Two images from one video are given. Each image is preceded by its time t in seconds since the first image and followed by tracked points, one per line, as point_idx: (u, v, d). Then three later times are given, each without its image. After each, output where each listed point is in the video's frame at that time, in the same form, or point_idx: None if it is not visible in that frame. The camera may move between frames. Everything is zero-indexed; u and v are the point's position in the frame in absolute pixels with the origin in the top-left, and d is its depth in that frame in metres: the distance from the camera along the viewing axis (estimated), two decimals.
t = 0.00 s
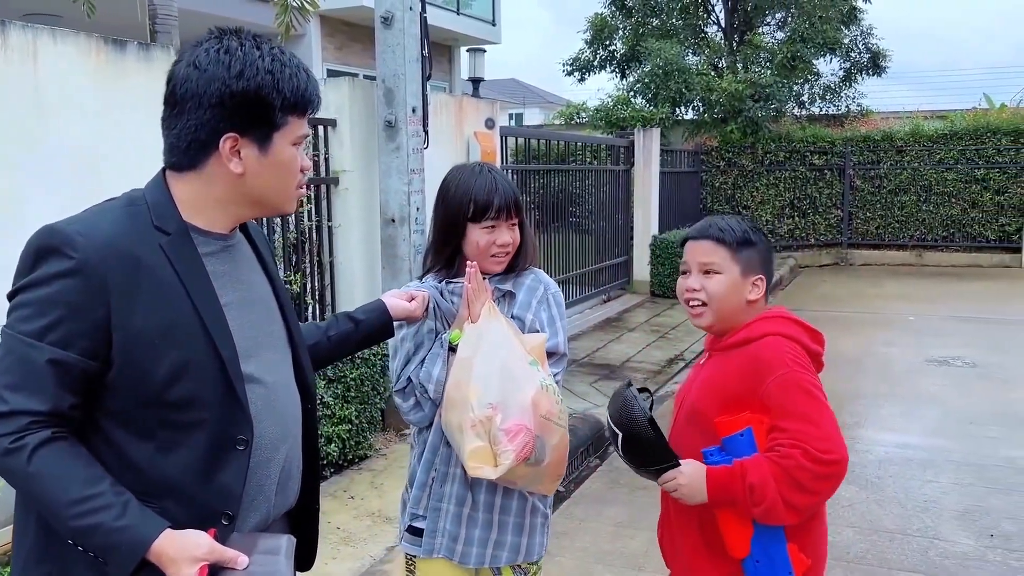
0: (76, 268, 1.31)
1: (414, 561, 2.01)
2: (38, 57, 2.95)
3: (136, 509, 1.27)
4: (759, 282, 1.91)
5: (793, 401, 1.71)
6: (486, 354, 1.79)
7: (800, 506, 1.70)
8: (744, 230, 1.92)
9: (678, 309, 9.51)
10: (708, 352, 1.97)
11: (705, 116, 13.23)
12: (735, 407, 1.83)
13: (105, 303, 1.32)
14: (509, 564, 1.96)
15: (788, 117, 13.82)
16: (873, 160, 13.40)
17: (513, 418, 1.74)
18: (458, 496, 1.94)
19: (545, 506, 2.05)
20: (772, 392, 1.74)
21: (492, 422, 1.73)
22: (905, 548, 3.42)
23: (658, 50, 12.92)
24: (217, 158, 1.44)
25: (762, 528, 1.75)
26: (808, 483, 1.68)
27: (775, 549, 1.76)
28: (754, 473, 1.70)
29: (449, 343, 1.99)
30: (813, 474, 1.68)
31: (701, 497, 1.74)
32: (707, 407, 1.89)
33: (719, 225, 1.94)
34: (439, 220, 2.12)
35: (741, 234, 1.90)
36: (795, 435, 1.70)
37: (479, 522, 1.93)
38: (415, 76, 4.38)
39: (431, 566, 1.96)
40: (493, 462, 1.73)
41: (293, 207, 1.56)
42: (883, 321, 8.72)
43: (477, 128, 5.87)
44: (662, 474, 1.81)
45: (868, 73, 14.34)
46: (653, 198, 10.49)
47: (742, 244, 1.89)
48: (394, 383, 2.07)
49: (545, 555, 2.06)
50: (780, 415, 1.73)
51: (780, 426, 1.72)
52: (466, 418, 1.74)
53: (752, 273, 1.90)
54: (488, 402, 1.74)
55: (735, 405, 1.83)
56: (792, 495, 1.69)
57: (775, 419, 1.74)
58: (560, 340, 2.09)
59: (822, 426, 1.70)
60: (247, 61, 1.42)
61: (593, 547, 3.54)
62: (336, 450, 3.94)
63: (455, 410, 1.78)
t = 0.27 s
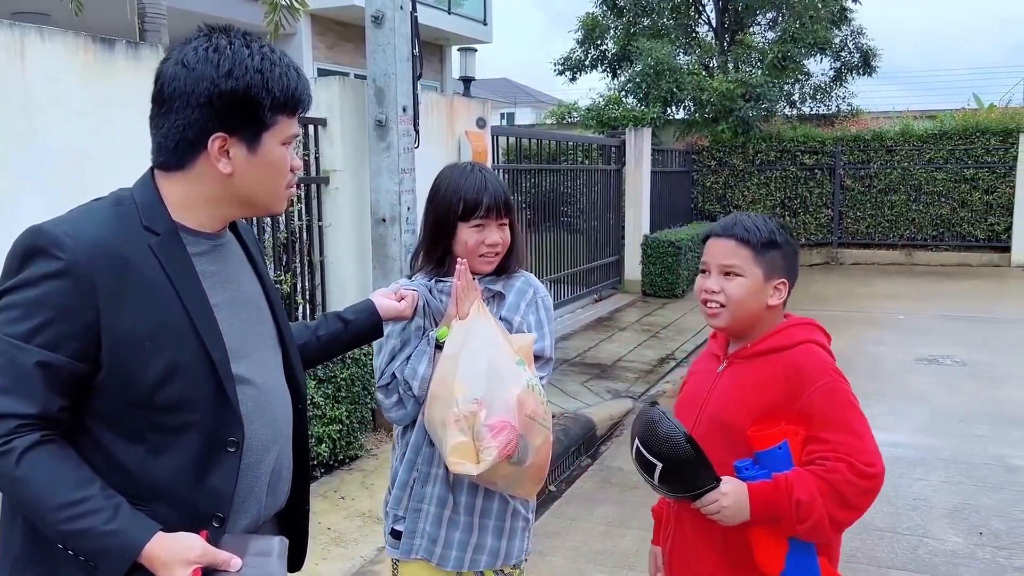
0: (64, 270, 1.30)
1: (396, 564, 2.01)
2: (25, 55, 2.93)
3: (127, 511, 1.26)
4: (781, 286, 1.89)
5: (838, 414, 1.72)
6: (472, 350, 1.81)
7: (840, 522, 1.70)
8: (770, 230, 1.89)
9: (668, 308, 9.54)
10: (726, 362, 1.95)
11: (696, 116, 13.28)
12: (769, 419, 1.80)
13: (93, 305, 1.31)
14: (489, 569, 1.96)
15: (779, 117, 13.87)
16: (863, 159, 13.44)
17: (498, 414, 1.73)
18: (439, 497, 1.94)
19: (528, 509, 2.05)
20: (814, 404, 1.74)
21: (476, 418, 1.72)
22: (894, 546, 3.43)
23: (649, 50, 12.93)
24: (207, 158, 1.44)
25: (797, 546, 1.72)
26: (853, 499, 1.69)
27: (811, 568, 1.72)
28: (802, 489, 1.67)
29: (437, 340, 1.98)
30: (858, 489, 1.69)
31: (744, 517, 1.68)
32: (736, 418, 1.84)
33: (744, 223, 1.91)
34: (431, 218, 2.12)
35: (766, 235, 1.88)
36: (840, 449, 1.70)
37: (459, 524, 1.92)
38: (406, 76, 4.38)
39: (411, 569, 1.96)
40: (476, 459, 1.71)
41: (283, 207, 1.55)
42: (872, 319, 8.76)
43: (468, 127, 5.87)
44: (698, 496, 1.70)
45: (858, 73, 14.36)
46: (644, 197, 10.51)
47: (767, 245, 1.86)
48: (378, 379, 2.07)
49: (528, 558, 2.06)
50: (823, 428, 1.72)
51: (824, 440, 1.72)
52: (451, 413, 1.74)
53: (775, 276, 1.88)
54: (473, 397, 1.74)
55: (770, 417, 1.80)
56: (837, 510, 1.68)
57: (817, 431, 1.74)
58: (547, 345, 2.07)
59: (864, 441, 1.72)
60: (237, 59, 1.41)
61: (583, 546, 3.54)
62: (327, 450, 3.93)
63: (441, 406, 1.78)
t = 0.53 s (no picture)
0: (59, 271, 1.29)
1: (391, 564, 2.00)
2: (20, 54, 2.93)
3: (123, 514, 1.26)
4: (808, 287, 1.86)
5: (887, 433, 1.72)
6: (466, 346, 1.80)
7: (884, 543, 1.71)
8: (794, 230, 1.87)
9: (664, 308, 9.55)
10: (761, 371, 1.89)
11: (692, 115, 13.30)
12: (812, 435, 1.78)
13: (88, 306, 1.30)
14: (484, 568, 1.96)
15: (774, 117, 13.88)
16: (858, 159, 13.43)
17: (491, 409, 1.72)
18: (432, 495, 1.93)
19: (524, 509, 2.04)
20: (863, 423, 1.73)
21: (470, 413, 1.71)
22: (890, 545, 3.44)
23: (644, 50, 12.93)
24: (201, 158, 1.43)
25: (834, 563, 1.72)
26: (899, 518, 1.69)
27: None
28: (854, 511, 1.67)
29: (432, 336, 1.98)
30: (906, 510, 1.69)
31: (793, 539, 1.65)
32: (777, 431, 1.81)
33: (765, 224, 1.90)
34: (427, 216, 2.12)
35: (789, 235, 1.85)
36: (889, 469, 1.70)
37: (453, 523, 1.92)
38: (401, 75, 4.37)
39: (405, 568, 1.96)
40: (468, 455, 1.70)
41: (277, 207, 1.54)
42: (867, 319, 8.76)
43: (464, 127, 5.86)
44: (753, 516, 1.64)
45: (853, 72, 14.36)
46: (640, 197, 10.51)
47: (790, 245, 1.84)
48: (370, 371, 2.06)
49: (523, 559, 2.05)
50: (871, 446, 1.73)
51: (873, 459, 1.72)
52: (444, 408, 1.73)
53: (801, 277, 1.84)
54: (466, 393, 1.73)
55: (814, 433, 1.78)
56: (884, 532, 1.69)
57: (865, 450, 1.73)
58: (541, 345, 2.08)
59: (911, 460, 1.73)
60: (231, 58, 1.41)
61: (580, 546, 3.54)
62: (323, 450, 3.93)
63: (436, 401, 1.77)
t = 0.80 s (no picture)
0: (56, 272, 1.28)
1: (399, 560, 2.00)
2: (20, 54, 2.93)
3: (121, 518, 1.25)
4: (823, 295, 1.83)
5: (906, 440, 1.71)
6: (463, 346, 1.80)
7: (906, 552, 1.69)
8: (816, 235, 1.85)
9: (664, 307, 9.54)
10: (775, 376, 1.88)
11: (692, 115, 13.30)
12: (830, 442, 1.78)
13: (86, 308, 1.30)
14: (493, 565, 1.96)
15: (774, 116, 13.86)
16: (858, 159, 13.43)
17: (484, 411, 1.71)
18: (439, 491, 1.93)
19: (532, 507, 2.04)
20: (881, 429, 1.73)
21: (463, 414, 1.71)
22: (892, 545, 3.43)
23: (645, 49, 12.91)
24: (194, 155, 1.43)
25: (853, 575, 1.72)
26: (921, 528, 1.68)
27: None
28: (874, 521, 1.66)
29: (437, 333, 2.00)
30: (926, 518, 1.68)
31: (814, 553, 1.64)
32: (794, 438, 1.80)
33: (791, 224, 1.89)
34: (434, 216, 2.13)
35: (812, 239, 1.84)
36: (908, 477, 1.70)
37: (461, 519, 1.92)
38: (402, 75, 4.36)
39: (413, 563, 1.96)
40: (461, 455, 1.70)
41: (275, 206, 1.53)
42: (868, 318, 8.75)
43: (464, 127, 5.85)
44: (774, 534, 1.63)
45: (854, 71, 14.34)
46: (640, 196, 10.51)
47: (811, 250, 1.83)
48: (379, 365, 2.08)
49: (531, 557, 2.05)
50: (889, 453, 1.72)
51: (891, 466, 1.72)
52: (439, 408, 1.74)
53: (818, 284, 1.82)
54: (461, 394, 1.73)
55: (831, 439, 1.77)
56: (904, 541, 1.68)
57: (883, 456, 1.73)
58: (549, 340, 2.06)
59: (931, 467, 1.72)
60: (222, 54, 1.40)
61: (582, 546, 3.54)
62: (324, 451, 3.92)
63: (433, 400, 1.78)
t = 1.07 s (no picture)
0: (57, 274, 1.28)
1: (405, 556, 2.01)
2: (28, 54, 2.95)
3: (124, 521, 1.25)
4: (816, 297, 1.82)
5: (894, 439, 1.71)
6: (466, 345, 1.81)
7: (893, 550, 1.69)
8: (811, 237, 1.83)
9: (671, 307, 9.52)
10: (767, 376, 1.87)
11: (698, 115, 13.27)
12: (819, 440, 1.77)
13: (87, 309, 1.29)
14: (499, 566, 1.94)
15: (781, 115, 13.82)
16: (865, 158, 13.40)
17: (485, 412, 1.72)
18: (445, 489, 1.93)
19: (539, 509, 2.03)
20: (871, 429, 1.72)
21: (463, 415, 1.72)
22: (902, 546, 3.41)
23: (651, 49, 12.88)
24: (190, 151, 1.42)
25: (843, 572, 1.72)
26: (908, 526, 1.68)
27: None
28: (862, 518, 1.65)
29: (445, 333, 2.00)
30: (914, 517, 1.69)
31: (801, 546, 1.63)
32: (784, 436, 1.80)
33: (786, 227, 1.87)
34: (443, 218, 2.15)
35: (805, 242, 1.82)
36: (896, 476, 1.69)
37: (465, 518, 1.92)
38: (408, 75, 4.36)
39: (419, 559, 1.96)
40: (461, 455, 1.71)
41: (280, 198, 1.52)
42: (876, 318, 8.72)
43: (470, 127, 5.84)
44: (760, 524, 1.63)
45: (860, 70, 14.29)
46: (646, 196, 10.49)
47: (805, 254, 1.81)
48: (392, 363, 2.09)
49: (538, 560, 2.03)
50: (878, 452, 1.71)
51: (880, 466, 1.71)
52: (441, 409, 1.75)
53: (810, 287, 1.81)
54: (461, 394, 1.74)
55: (819, 438, 1.77)
56: (892, 539, 1.68)
57: (872, 456, 1.72)
58: (559, 342, 2.05)
59: (920, 467, 1.72)
60: (209, 47, 1.39)
61: (589, 546, 3.53)
62: (330, 451, 3.92)
63: (436, 400, 1.79)
